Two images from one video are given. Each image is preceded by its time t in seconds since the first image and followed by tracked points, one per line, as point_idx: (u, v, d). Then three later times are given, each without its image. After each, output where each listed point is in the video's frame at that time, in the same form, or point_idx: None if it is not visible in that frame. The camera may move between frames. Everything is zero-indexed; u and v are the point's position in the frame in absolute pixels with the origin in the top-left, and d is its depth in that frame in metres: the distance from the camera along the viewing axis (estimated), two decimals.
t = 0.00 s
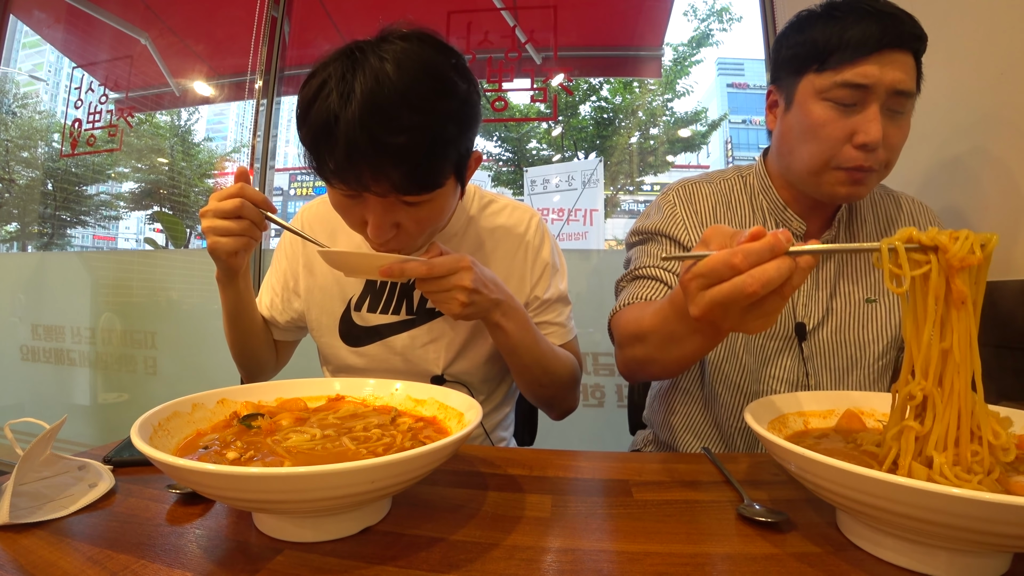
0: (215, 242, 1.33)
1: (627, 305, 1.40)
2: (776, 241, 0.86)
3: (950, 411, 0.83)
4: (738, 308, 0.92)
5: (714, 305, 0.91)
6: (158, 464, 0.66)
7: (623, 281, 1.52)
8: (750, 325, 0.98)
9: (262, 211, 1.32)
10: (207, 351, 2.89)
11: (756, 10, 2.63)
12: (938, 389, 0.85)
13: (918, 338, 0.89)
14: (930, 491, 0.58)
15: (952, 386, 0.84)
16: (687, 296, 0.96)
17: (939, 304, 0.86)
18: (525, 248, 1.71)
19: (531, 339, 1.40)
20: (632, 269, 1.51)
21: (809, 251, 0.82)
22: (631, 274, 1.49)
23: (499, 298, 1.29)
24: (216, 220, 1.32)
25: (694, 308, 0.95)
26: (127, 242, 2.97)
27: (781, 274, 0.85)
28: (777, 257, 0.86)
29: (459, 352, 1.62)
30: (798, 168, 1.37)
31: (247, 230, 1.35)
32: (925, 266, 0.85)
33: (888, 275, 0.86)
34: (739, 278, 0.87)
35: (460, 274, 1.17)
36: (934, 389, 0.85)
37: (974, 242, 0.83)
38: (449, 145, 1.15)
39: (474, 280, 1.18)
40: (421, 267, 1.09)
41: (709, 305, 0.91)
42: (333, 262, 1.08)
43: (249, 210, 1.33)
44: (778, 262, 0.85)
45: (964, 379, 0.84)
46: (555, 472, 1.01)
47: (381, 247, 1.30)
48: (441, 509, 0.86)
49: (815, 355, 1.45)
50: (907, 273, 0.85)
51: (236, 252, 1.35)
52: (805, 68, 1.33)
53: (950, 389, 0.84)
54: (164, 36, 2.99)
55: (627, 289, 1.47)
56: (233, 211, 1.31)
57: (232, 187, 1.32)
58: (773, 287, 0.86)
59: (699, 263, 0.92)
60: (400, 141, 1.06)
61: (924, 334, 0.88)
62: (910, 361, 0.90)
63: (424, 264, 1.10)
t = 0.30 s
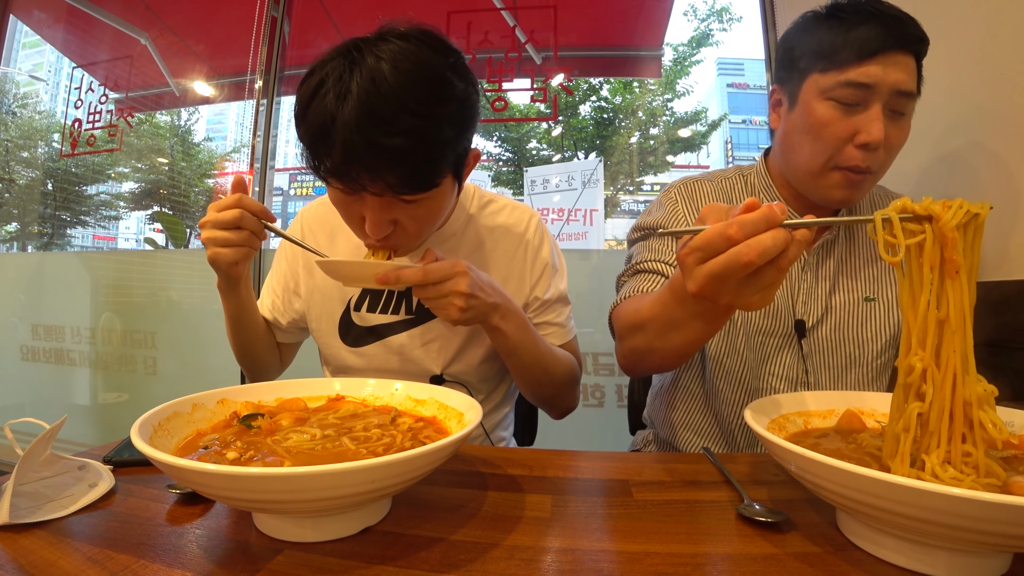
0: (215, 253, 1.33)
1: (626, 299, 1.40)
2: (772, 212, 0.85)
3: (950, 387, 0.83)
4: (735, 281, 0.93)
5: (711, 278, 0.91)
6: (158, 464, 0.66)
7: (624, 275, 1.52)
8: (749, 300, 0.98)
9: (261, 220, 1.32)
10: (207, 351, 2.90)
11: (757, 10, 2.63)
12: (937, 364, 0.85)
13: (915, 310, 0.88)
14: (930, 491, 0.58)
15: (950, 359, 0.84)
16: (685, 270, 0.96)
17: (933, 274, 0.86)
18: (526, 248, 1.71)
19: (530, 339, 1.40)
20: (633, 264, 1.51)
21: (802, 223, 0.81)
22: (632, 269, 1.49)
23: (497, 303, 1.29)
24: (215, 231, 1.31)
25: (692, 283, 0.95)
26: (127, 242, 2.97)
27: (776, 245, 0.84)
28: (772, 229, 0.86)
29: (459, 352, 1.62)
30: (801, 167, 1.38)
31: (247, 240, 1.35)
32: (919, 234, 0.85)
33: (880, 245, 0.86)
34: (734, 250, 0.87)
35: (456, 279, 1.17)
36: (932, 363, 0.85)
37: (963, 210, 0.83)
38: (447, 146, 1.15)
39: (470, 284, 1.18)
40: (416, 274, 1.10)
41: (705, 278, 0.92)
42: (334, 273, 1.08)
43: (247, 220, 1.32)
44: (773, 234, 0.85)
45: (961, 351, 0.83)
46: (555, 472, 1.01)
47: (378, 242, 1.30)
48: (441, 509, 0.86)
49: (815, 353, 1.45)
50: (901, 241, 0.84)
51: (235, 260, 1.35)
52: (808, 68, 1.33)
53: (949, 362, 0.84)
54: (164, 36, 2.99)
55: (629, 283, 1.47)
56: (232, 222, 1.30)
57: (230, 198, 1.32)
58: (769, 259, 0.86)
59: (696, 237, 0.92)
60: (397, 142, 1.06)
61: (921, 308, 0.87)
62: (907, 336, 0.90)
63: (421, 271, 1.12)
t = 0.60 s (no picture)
0: (211, 262, 1.33)
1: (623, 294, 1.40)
2: (765, 181, 0.85)
3: (942, 349, 0.85)
4: (731, 250, 0.93)
5: (706, 247, 0.92)
6: (158, 464, 0.66)
7: (625, 271, 1.52)
8: (744, 270, 0.99)
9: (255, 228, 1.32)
10: (207, 351, 2.90)
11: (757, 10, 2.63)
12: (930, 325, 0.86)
13: (907, 271, 0.89)
14: (930, 492, 0.58)
15: (942, 321, 0.85)
16: (682, 243, 0.97)
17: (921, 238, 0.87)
18: (526, 248, 1.71)
19: (531, 342, 1.40)
20: (633, 260, 1.52)
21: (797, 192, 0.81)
22: (632, 264, 1.49)
23: (498, 308, 1.29)
24: (211, 241, 1.31)
25: (689, 255, 0.96)
26: (127, 242, 2.97)
27: (768, 215, 0.84)
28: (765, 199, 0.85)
29: (459, 352, 1.62)
30: (799, 165, 1.38)
31: (241, 248, 1.35)
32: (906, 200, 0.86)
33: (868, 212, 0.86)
34: (728, 218, 0.87)
35: (457, 287, 1.16)
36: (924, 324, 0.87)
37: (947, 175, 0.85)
38: (441, 143, 1.15)
39: (472, 292, 1.17)
40: (416, 284, 1.09)
41: (701, 247, 0.92)
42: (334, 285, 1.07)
43: (241, 229, 1.32)
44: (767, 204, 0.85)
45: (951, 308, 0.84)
46: (555, 472, 1.01)
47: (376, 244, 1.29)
48: (441, 509, 0.86)
49: (813, 350, 1.44)
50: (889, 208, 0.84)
51: (231, 270, 1.35)
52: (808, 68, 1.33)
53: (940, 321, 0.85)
54: (164, 37, 2.99)
55: (629, 278, 1.47)
56: (225, 231, 1.29)
57: (220, 208, 1.30)
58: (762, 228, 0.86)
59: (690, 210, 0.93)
60: (390, 138, 1.05)
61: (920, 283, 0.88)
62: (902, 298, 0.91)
63: (420, 282, 1.10)
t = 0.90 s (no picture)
0: (210, 265, 1.33)
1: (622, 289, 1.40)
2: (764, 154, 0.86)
3: (936, 322, 0.85)
4: (729, 223, 0.94)
5: (706, 219, 0.93)
6: (158, 464, 0.66)
7: (625, 265, 1.52)
8: (745, 245, 0.98)
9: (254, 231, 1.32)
10: (208, 351, 2.89)
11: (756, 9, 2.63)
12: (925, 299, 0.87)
13: (903, 244, 0.90)
14: (930, 491, 0.58)
15: (936, 293, 0.86)
16: (683, 218, 0.99)
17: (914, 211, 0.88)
18: (526, 249, 1.71)
19: (531, 345, 1.40)
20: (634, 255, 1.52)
21: (795, 165, 0.82)
22: (633, 258, 1.50)
23: (498, 313, 1.29)
24: (212, 245, 1.31)
25: (688, 230, 0.98)
26: (127, 242, 2.97)
27: (767, 186, 0.85)
28: (763, 171, 0.86)
29: (459, 353, 1.62)
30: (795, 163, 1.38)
31: (241, 253, 1.34)
32: (902, 172, 0.87)
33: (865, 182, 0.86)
34: (725, 190, 0.88)
35: (459, 295, 1.16)
36: (919, 297, 0.87)
37: (940, 146, 0.86)
38: (440, 145, 1.14)
39: (473, 298, 1.17)
40: (417, 292, 1.09)
41: (700, 221, 0.94)
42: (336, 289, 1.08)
43: (239, 232, 1.31)
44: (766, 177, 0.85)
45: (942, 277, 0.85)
46: (555, 472, 1.01)
47: (377, 247, 1.30)
48: (440, 509, 0.86)
49: (812, 348, 1.44)
50: (885, 178, 0.85)
51: (228, 270, 1.35)
52: (805, 67, 1.33)
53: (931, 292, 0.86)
54: (164, 36, 2.99)
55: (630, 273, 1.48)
56: (224, 234, 1.29)
57: (219, 210, 1.30)
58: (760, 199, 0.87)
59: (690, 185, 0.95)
60: (389, 141, 1.05)
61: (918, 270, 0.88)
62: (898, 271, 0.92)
63: (422, 288, 1.10)
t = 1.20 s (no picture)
0: (237, 262, 1.33)
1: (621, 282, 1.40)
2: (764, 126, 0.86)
3: (939, 290, 0.85)
4: (731, 196, 0.93)
5: (708, 194, 0.91)
6: (158, 464, 0.66)
7: (626, 260, 1.53)
8: (745, 219, 0.98)
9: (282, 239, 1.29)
10: (207, 351, 2.89)
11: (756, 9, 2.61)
12: (927, 266, 0.86)
13: (905, 217, 0.89)
14: (930, 491, 0.58)
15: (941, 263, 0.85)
16: (683, 192, 0.97)
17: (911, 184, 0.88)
18: (526, 249, 1.71)
19: (524, 352, 1.39)
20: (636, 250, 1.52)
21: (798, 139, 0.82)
22: (635, 253, 1.50)
23: (495, 322, 1.28)
24: (238, 247, 1.30)
25: (689, 204, 0.96)
26: (127, 242, 2.97)
27: (768, 158, 0.84)
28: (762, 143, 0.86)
29: (459, 353, 1.62)
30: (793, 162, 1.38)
31: (267, 258, 1.31)
32: (900, 143, 0.87)
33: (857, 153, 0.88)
34: (727, 162, 0.87)
35: (462, 306, 1.13)
36: (923, 265, 0.87)
37: (936, 117, 0.86)
38: (452, 133, 1.15)
39: (475, 311, 1.15)
40: (423, 305, 1.06)
41: (702, 194, 0.92)
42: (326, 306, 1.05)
43: (270, 240, 1.29)
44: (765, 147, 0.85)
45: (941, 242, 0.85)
46: (554, 472, 1.01)
47: (382, 238, 1.29)
48: (440, 509, 0.86)
49: (811, 345, 1.44)
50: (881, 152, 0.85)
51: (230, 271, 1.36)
52: (802, 67, 1.33)
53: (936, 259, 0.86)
54: (164, 36, 2.99)
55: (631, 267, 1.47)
56: (254, 240, 1.28)
57: (244, 210, 1.29)
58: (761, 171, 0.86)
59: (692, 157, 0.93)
60: (404, 125, 1.06)
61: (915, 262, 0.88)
62: (900, 242, 0.92)
63: (427, 301, 1.06)
